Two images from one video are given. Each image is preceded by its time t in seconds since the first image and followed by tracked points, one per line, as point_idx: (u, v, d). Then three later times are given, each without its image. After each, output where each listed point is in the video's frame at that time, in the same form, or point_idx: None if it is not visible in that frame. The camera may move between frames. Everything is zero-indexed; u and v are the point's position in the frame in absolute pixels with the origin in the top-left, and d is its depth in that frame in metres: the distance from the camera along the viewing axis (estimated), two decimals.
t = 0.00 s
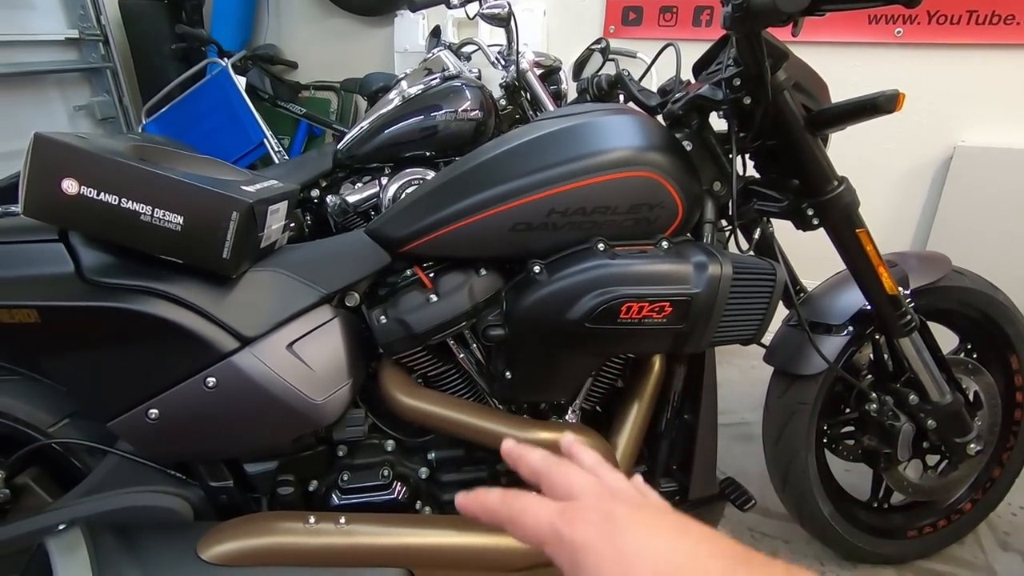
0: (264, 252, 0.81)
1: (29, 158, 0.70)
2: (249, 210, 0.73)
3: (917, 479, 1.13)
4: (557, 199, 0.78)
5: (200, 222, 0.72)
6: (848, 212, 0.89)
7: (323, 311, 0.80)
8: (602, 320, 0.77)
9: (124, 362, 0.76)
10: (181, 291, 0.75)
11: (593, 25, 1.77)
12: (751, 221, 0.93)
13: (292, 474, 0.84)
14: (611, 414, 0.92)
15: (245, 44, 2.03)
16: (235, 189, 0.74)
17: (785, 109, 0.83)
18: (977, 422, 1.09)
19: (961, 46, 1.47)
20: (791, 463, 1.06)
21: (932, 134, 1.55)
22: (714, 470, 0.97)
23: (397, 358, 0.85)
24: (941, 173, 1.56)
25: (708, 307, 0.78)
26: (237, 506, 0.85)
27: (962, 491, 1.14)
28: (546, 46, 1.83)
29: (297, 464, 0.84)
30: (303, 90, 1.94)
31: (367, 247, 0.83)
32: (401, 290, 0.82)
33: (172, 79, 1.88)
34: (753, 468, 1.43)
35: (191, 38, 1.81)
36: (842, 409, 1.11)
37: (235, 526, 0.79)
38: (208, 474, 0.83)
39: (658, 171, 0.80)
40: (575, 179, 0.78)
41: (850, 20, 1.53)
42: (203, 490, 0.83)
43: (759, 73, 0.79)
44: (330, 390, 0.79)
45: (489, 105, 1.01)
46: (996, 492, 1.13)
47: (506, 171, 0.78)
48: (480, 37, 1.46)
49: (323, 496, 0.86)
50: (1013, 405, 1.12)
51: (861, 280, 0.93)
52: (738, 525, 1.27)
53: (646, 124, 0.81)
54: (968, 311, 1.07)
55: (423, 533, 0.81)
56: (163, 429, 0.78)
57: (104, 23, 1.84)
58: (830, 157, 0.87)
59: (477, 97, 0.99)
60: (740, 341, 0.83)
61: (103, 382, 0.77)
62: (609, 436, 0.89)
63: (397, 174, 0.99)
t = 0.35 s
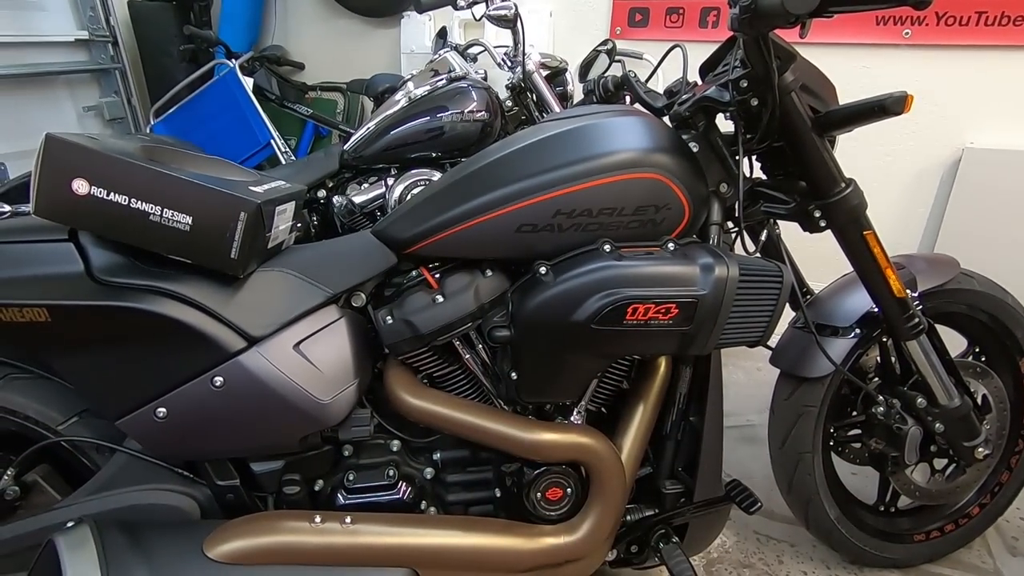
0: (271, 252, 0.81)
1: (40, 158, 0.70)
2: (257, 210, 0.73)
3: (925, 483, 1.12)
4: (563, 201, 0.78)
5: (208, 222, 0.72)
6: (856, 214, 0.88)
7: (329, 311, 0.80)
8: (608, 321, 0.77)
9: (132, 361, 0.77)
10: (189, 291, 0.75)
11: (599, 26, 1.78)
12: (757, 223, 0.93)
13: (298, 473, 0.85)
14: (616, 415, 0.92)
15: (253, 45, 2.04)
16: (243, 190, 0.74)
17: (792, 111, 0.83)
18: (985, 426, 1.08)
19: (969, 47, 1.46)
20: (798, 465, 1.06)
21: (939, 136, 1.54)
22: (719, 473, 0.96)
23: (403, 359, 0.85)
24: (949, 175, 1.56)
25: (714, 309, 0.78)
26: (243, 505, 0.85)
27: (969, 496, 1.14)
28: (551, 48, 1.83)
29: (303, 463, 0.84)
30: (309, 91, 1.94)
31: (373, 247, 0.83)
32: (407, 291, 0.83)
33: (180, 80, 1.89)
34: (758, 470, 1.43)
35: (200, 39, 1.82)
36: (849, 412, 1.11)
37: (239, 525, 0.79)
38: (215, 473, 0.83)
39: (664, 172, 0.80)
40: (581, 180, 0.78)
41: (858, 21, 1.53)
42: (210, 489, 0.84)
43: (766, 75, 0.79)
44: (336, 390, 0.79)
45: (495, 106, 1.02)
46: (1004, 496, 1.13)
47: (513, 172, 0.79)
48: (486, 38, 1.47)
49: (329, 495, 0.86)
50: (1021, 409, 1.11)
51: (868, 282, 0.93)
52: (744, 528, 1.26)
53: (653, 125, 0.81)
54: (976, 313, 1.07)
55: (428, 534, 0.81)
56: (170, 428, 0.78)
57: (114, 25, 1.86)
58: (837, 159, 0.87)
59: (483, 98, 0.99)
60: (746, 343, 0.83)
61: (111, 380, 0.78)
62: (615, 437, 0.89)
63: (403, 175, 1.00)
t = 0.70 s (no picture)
0: (263, 255, 0.81)
1: (31, 161, 0.70)
2: (248, 213, 0.73)
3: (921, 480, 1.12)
4: (554, 201, 0.78)
5: (199, 225, 0.72)
6: (849, 212, 0.88)
7: (322, 313, 0.80)
8: (601, 321, 0.77)
9: (125, 364, 0.77)
10: (180, 294, 0.75)
11: (596, 25, 1.77)
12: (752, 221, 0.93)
13: (291, 475, 0.84)
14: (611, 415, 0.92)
15: (250, 46, 2.04)
16: (234, 193, 0.74)
17: (785, 110, 0.83)
18: (981, 424, 1.08)
19: (966, 43, 1.46)
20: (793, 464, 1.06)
21: (936, 133, 1.54)
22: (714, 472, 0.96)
23: (396, 360, 0.85)
24: (946, 172, 1.55)
25: (706, 308, 0.78)
26: (237, 507, 0.85)
27: (967, 493, 1.14)
28: (548, 47, 1.83)
29: (296, 465, 0.84)
30: (306, 92, 1.94)
31: (365, 248, 0.83)
32: (400, 292, 0.83)
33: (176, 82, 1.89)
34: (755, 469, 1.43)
35: (196, 41, 1.82)
36: (845, 410, 1.10)
37: (233, 526, 0.79)
38: (208, 476, 0.83)
39: (656, 172, 0.80)
40: (573, 180, 0.78)
41: (854, 18, 1.53)
42: (203, 491, 0.83)
43: (757, 74, 0.79)
44: (330, 391, 0.79)
45: (491, 106, 1.01)
46: (1001, 494, 1.12)
47: (504, 173, 0.78)
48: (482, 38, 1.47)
49: (323, 496, 0.86)
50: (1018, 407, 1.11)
51: (863, 281, 0.93)
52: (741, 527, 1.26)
53: (645, 125, 0.81)
54: (971, 311, 1.07)
55: (422, 535, 0.81)
56: (163, 431, 0.78)
57: (111, 27, 1.86)
58: (830, 157, 0.86)
59: (479, 99, 0.99)
60: (739, 342, 0.83)
61: (104, 383, 0.78)
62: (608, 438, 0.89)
63: (399, 175, 1.00)
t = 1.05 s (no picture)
0: (249, 264, 0.80)
1: (11, 172, 0.69)
2: (232, 222, 0.72)
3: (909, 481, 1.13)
4: (540, 209, 0.78)
5: (183, 235, 0.72)
6: (833, 217, 0.88)
7: (307, 322, 0.80)
8: (587, 328, 0.77)
9: (107, 376, 0.76)
10: (164, 304, 0.74)
11: (583, 31, 1.78)
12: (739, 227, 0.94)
13: (278, 486, 0.84)
14: (600, 421, 0.92)
15: (237, 53, 2.03)
16: (218, 202, 0.74)
17: (768, 117, 0.83)
18: (967, 425, 1.09)
19: (947, 49, 1.47)
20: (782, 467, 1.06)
21: (919, 138, 1.55)
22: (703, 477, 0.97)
23: (384, 368, 0.85)
24: (929, 176, 1.57)
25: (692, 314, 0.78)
26: (223, 519, 0.84)
27: (954, 494, 1.14)
28: (536, 54, 1.84)
29: (283, 476, 0.84)
30: (294, 99, 1.94)
31: (351, 256, 0.83)
32: (387, 300, 0.82)
33: (162, 90, 1.88)
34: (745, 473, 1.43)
35: (182, 48, 1.81)
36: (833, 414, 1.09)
37: (219, 540, 0.78)
38: (193, 488, 0.82)
39: (641, 179, 0.80)
40: (560, 187, 0.78)
41: (838, 24, 1.54)
42: (188, 503, 0.83)
43: (741, 82, 0.79)
44: (316, 401, 0.79)
45: (479, 113, 1.01)
46: (987, 495, 1.14)
47: (490, 181, 0.78)
48: (470, 46, 1.47)
49: (311, 507, 0.86)
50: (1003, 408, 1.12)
51: (848, 286, 0.94)
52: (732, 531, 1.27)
53: (630, 132, 0.82)
54: (956, 314, 1.07)
55: (410, 545, 0.81)
56: (147, 443, 0.77)
57: (96, 34, 1.84)
58: (813, 163, 0.87)
59: (466, 105, 0.99)
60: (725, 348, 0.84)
61: (86, 396, 0.77)
62: (598, 444, 0.88)
63: (387, 182, 0.99)
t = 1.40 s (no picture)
0: (253, 266, 0.81)
1: (17, 175, 0.70)
2: (237, 223, 0.73)
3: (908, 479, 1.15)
4: (544, 209, 0.79)
5: (189, 237, 0.72)
6: (834, 216, 0.89)
7: (312, 324, 0.80)
8: (592, 328, 0.78)
9: (113, 378, 0.76)
10: (169, 306, 0.75)
11: (581, 33, 1.79)
12: (739, 227, 0.94)
13: (284, 487, 0.84)
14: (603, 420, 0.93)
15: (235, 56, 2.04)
16: (223, 204, 0.74)
17: (769, 117, 0.84)
18: (965, 422, 1.10)
19: (943, 50, 1.48)
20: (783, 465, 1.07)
21: (916, 137, 1.56)
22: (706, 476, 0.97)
23: (388, 370, 0.85)
24: (926, 175, 1.58)
25: (696, 313, 0.79)
26: (229, 520, 0.85)
27: (952, 490, 1.15)
28: (534, 55, 1.84)
29: (288, 477, 0.84)
30: (293, 101, 1.94)
31: (354, 258, 0.83)
32: (391, 301, 0.83)
33: (160, 92, 1.88)
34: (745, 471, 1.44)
35: (180, 51, 1.81)
36: (833, 411, 1.12)
37: (226, 542, 0.79)
38: (199, 490, 0.82)
39: (644, 179, 0.81)
40: (563, 188, 0.78)
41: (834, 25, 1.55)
42: (194, 505, 0.83)
43: (742, 82, 0.80)
44: (322, 402, 0.79)
45: (479, 114, 1.02)
46: (986, 491, 1.13)
47: (493, 182, 0.79)
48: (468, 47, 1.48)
49: (316, 508, 0.86)
50: (1001, 405, 1.12)
51: (848, 285, 0.94)
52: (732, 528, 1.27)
53: (631, 133, 0.82)
54: (955, 312, 1.08)
55: (416, 545, 0.81)
56: (153, 445, 0.78)
57: (93, 35, 1.82)
58: (814, 163, 0.88)
59: (466, 106, 0.99)
60: (728, 347, 0.84)
61: (91, 398, 0.77)
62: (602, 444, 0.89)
63: (387, 184, 1.00)
